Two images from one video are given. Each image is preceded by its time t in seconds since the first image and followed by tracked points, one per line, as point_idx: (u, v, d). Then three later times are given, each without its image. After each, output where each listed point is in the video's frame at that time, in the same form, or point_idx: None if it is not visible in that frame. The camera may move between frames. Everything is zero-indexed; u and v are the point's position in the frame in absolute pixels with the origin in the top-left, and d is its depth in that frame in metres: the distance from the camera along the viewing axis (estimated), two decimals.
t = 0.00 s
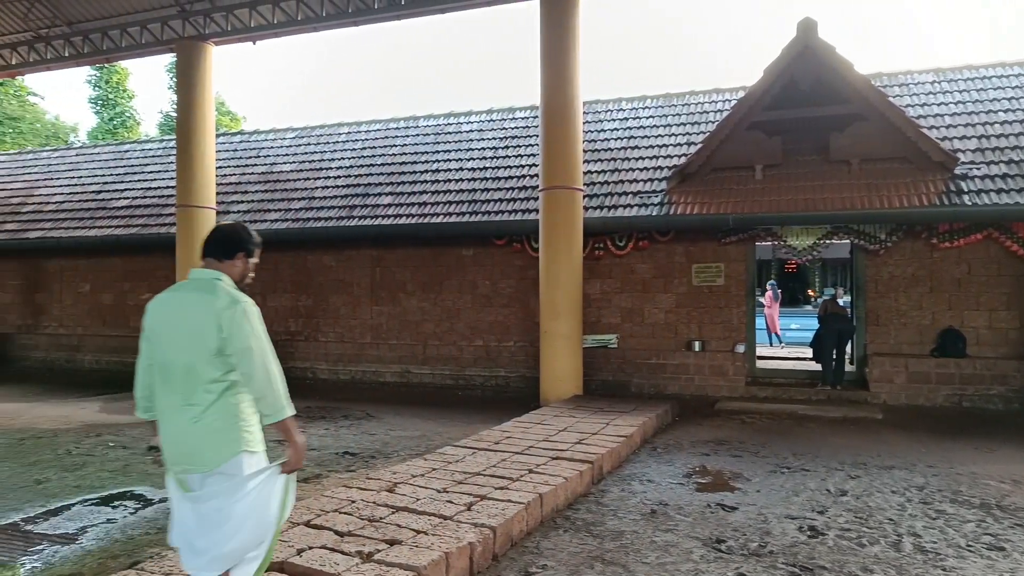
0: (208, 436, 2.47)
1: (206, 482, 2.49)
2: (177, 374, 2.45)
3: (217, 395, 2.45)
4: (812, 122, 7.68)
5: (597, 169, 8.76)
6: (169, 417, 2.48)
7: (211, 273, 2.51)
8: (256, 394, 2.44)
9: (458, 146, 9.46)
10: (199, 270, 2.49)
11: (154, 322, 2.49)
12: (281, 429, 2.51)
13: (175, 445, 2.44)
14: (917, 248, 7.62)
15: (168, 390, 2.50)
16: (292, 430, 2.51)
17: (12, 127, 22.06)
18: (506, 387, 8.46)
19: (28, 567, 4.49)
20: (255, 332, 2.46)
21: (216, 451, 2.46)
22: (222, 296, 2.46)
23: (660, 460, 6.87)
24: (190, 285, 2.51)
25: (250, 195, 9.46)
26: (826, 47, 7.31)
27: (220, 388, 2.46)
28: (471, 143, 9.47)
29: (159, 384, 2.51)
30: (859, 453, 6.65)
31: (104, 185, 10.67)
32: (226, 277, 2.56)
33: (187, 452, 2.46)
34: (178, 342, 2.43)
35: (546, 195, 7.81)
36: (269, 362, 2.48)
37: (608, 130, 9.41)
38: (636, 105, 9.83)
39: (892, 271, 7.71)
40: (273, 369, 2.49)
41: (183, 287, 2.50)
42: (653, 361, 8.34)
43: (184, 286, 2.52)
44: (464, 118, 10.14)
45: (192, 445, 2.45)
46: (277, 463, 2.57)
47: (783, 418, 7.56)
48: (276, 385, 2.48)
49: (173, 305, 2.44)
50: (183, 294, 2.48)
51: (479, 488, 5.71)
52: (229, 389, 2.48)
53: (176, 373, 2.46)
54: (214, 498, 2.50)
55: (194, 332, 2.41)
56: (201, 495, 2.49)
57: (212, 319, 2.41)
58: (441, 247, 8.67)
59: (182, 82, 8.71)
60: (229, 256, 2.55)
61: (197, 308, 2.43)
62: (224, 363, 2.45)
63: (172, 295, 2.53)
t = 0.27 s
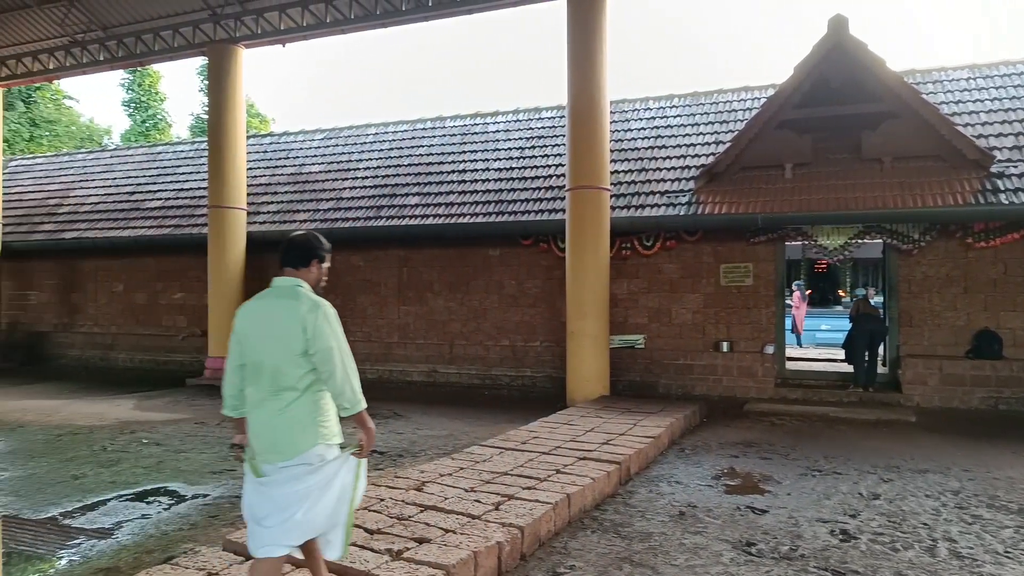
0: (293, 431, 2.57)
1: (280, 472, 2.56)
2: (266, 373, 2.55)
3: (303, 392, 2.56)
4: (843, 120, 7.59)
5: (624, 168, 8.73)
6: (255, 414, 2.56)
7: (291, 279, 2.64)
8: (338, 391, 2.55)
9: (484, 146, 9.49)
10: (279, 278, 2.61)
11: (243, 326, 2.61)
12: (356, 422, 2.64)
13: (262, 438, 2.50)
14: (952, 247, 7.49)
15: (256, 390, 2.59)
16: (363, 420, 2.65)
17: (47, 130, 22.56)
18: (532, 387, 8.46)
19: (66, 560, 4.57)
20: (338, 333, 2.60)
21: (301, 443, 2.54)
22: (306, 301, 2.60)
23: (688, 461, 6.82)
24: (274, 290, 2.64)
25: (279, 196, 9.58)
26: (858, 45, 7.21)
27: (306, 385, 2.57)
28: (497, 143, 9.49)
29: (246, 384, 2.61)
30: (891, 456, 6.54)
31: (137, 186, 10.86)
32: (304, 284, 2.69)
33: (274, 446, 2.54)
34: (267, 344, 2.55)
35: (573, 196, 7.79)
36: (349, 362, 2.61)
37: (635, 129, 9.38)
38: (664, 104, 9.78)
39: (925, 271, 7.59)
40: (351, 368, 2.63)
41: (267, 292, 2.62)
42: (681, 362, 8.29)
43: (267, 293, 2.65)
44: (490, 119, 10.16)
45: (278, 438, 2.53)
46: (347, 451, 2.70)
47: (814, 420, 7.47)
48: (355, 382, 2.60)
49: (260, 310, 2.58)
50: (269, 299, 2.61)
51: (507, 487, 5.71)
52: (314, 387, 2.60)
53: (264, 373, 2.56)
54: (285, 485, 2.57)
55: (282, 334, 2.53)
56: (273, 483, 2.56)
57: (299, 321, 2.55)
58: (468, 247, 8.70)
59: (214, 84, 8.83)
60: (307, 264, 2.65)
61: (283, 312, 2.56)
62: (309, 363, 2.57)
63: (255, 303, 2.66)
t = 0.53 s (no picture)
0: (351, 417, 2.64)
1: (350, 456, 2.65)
2: (326, 361, 2.63)
3: (360, 380, 2.62)
4: (870, 118, 7.50)
5: (648, 168, 8.70)
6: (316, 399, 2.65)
7: (349, 273, 2.73)
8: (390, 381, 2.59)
9: (507, 146, 9.50)
10: (338, 271, 2.70)
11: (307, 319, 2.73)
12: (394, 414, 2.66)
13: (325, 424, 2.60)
14: (982, 247, 7.37)
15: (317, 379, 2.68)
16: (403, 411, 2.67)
17: (77, 133, 22.99)
18: (555, 387, 8.45)
19: (98, 555, 4.65)
20: (391, 326, 2.64)
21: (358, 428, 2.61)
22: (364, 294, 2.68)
23: (712, 462, 6.77)
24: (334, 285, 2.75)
25: (304, 197, 9.67)
26: (886, 41, 7.12)
27: (362, 374, 2.64)
28: (520, 143, 9.49)
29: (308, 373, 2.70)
30: (920, 458, 6.45)
31: (166, 188, 11.02)
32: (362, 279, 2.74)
33: (334, 430, 2.62)
34: (326, 334, 2.64)
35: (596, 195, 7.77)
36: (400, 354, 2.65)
37: (658, 128, 9.33)
38: (687, 103, 9.74)
39: (955, 270, 7.47)
40: (401, 360, 2.67)
41: (326, 286, 2.73)
42: (705, 362, 8.24)
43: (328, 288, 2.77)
44: (513, 119, 10.17)
45: (336, 423, 2.61)
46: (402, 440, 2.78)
47: (841, 421, 7.38)
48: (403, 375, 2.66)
49: (322, 303, 2.66)
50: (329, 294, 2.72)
51: (530, 487, 5.70)
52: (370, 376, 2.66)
53: (324, 362, 2.65)
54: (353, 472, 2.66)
55: (341, 325, 2.62)
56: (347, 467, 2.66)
57: (356, 313, 2.63)
58: (490, 247, 8.71)
59: (240, 86, 8.94)
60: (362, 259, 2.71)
61: (343, 304, 2.65)
62: (365, 354, 2.64)
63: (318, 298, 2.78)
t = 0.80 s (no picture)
0: (414, 408, 2.86)
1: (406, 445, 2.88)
2: (391, 357, 2.85)
3: (423, 373, 2.85)
4: (904, 114, 7.38)
5: (676, 167, 8.66)
6: (382, 392, 2.87)
7: (411, 276, 2.94)
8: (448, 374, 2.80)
9: (534, 146, 9.51)
10: (401, 274, 2.91)
11: (372, 318, 2.95)
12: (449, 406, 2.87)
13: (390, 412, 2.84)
14: (1021, 245, 7.21)
15: (382, 373, 2.91)
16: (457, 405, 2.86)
17: (111, 137, 23.49)
18: (583, 387, 8.44)
19: (137, 550, 4.74)
20: (449, 324, 2.85)
21: (422, 418, 2.84)
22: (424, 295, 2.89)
23: (743, 463, 6.69)
24: (397, 287, 2.96)
25: (333, 199, 9.78)
26: (921, 36, 7.00)
27: (425, 368, 2.86)
28: (547, 143, 9.49)
29: (374, 368, 2.93)
30: (957, 461, 6.32)
31: (199, 190, 11.21)
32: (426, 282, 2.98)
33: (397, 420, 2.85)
34: (391, 333, 2.86)
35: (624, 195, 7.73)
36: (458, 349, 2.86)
37: (687, 127, 9.28)
38: (716, 101, 9.67)
39: (993, 269, 7.33)
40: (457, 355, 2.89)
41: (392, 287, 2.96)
42: (734, 362, 8.17)
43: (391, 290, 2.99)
44: (540, 118, 10.17)
45: (402, 413, 2.84)
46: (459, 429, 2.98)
47: (875, 423, 7.27)
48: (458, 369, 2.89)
49: (388, 302, 2.90)
50: (392, 295, 2.94)
51: (559, 487, 5.66)
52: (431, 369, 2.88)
53: (389, 357, 2.87)
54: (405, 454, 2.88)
55: (404, 324, 2.84)
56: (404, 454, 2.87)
57: (418, 313, 2.85)
58: (517, 246, 8.72)
59: (270, 89, 9.05)
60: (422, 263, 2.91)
61: (405, 304, 2.87)
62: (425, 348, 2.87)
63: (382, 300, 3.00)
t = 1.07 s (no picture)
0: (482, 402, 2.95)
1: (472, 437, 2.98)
2: (464, 355, 2.93)
3: (495, 372, 2.93)
4: (941, 111, 7.25)
5: (706, 166, 8.59)
6: (454, 388, 2.96)
7: (482, 277, 3.00)
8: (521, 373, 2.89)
9: (563, 146, 9.49)
10: (474, 274, 2.97)
11: (443, 317, 3.02)
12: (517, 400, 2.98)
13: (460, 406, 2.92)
14: None
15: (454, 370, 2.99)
16: (526, 400, 3.02)
17: (146, 140, 23.98)
18: (612, 387, 8.41)
19: (173, 546, 4.81)
20: (522, 325, 2.93)
21: (492, 414, 2.93)
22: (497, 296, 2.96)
23: (776, 466, 6.57)
24: (468, 287, 3.02)
25: (363, 199, 9.86)
26: (959, 32, 6.88)
27: (497, 366, 2.94)
28: (575, 142, 9.47)
29: (445, 364, 3.01)
30: (998, 465, 6.17)
31: (231, 191, 11.38)
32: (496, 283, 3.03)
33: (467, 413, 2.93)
34: (465, 332, 2.94)
35: (653, 194, 7.66)
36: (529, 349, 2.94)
37: (717, 125, 9.21)
38: (747, 99, 9.57)
39: None
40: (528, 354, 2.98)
41: (463, 287, 3.01)
42: (766, 363, 8.08)
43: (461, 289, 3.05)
44: (568, 118, 10.15)
45: (474, 408, 2.93)
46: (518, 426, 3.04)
47: (911, 425, 7.13)
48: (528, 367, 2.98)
49: (462, 301, 2.96)
50: (464, 295, 3.00)
51: (588, 488, 5.54)
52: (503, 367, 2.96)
53: (462, 355, 2.95)
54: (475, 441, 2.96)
55: (479, 324, 2.91)
56: (471, 453, 2.92)
57: (492, 313, 2.92)
58: (546, 247, 8.71)
59: (302, 92, 9.15)
60: (494, 265, 2.97)
61: (479, 305, 2.94)
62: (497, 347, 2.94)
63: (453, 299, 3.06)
